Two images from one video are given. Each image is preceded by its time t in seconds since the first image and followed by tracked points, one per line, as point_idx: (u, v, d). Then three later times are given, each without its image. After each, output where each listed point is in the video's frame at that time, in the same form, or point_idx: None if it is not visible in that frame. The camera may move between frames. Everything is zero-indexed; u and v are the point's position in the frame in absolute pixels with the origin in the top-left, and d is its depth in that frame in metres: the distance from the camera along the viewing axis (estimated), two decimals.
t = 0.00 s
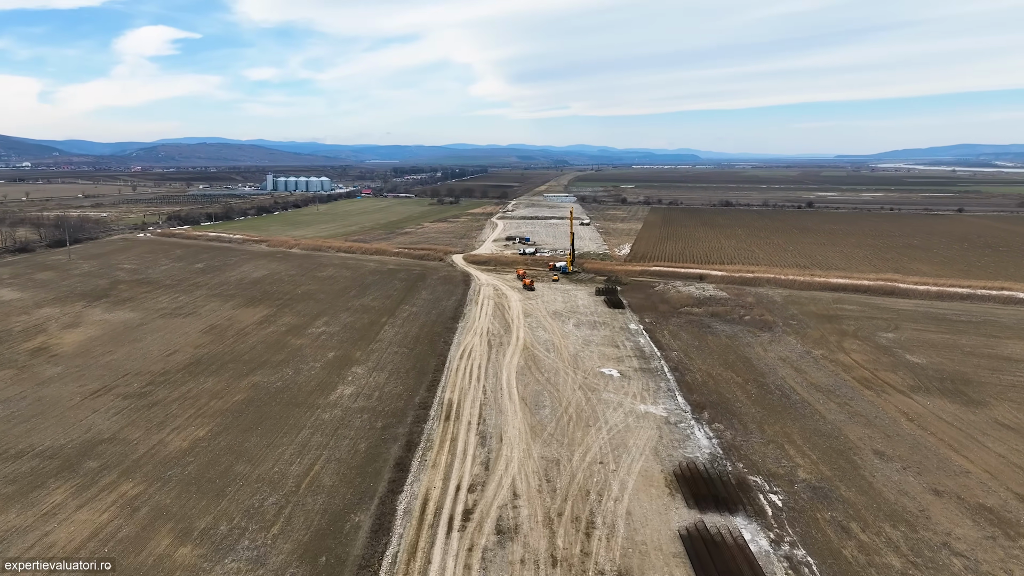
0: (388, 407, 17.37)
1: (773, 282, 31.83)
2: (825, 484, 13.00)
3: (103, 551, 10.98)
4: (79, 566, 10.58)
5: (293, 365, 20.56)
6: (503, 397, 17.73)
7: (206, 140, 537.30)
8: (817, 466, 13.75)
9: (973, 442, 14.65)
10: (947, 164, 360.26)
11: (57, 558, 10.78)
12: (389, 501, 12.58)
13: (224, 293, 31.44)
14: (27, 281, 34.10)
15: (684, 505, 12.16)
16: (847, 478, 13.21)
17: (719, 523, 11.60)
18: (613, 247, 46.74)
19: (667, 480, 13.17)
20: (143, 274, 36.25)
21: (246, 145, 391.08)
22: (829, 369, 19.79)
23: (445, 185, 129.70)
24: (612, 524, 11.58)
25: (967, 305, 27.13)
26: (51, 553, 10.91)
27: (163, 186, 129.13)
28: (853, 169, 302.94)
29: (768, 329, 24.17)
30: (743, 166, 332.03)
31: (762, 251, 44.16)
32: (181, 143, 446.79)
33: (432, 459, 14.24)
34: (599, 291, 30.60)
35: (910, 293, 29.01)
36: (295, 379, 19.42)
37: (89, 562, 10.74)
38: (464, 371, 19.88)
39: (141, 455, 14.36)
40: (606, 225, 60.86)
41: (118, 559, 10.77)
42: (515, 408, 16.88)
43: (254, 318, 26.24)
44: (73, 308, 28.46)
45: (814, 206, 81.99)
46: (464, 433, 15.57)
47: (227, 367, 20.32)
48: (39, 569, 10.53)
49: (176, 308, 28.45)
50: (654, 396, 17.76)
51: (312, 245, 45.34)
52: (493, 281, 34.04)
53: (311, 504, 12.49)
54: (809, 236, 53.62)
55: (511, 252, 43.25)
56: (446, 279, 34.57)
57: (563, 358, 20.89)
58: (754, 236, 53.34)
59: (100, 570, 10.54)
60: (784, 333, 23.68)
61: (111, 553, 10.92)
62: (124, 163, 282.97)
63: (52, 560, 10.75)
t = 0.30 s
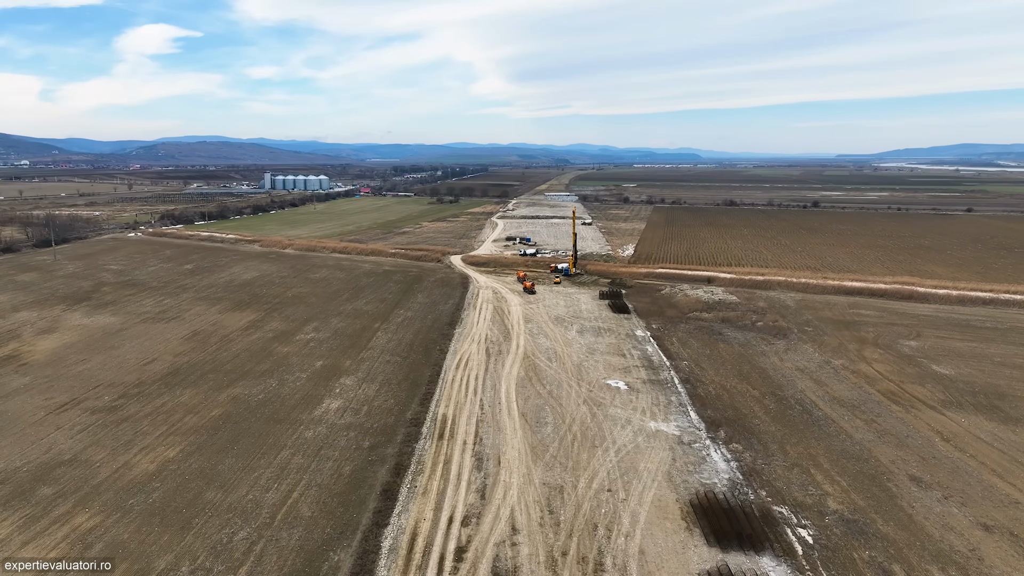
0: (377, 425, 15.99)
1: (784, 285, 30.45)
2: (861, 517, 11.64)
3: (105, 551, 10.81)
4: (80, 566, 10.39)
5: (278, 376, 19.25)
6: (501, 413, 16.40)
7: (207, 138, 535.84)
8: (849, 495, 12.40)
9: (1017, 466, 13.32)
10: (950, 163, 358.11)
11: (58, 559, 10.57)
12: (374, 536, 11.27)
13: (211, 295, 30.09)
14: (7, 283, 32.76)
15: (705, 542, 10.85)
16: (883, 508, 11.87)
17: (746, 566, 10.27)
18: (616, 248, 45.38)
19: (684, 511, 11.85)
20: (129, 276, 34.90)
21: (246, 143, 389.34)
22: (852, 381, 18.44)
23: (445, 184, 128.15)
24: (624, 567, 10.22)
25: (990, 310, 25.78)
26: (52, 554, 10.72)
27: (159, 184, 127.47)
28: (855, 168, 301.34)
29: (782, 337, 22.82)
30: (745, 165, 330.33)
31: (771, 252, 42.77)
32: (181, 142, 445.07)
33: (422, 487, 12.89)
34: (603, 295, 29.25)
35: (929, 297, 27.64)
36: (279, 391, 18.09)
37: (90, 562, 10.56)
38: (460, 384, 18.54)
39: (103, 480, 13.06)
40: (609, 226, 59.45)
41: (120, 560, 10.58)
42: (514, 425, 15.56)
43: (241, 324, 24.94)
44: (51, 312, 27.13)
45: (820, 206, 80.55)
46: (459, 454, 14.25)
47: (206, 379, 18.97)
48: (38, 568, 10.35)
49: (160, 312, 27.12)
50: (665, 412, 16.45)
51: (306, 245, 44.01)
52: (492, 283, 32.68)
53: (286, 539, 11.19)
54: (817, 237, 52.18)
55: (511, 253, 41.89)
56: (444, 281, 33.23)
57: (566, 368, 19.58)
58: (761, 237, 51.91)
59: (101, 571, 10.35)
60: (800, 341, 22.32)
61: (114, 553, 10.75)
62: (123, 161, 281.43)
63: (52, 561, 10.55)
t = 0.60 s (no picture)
0: (362, 451, 14.44)
1: (797, 290, 28.97)
2: (909, 566, 10.20)
3: (104, 551, 10.74)
4: (78, 566, 10.35)
5: (257, 393, 17.76)
6: (499, 437, 14.92)
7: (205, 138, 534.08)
8: (892, 538, 10.95)
9: None
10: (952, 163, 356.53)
11: (59, 559, 10.55)
12: None
13: (195, 301, 28.66)
14: None
15: None
16: (932, 556, 10.42)
17: None
18: (619, 250, 43.86)
19: (706, 557, 10.44)
20: (112, 280, 33.40)
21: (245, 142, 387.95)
22: (879, 399, 17.00)
23: (443, 184, 126.55)
24: None
25: (1018, 318, 24.32)
26: (53, 553, 10.68)
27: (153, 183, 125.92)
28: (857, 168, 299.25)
29: (799, 348, 21.36)
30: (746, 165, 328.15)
31: (779, 255, 41.32)
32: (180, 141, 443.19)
33: (410, 529, 11.43)
34: (607, 301, 27.77)
35: (952, 304, 26.18)
36: (257, 411, 16.62)
37: (88, 562, 10.52)
38: (454, 402, 17.08)
39: (51, 517, 11.61)
40: (611, 227, 57.90)
41: (120, 560, 10.52)
42: (513, 452, 14.10)
43: (224, 332, 23.53)
44: (24, 319, 25.66)
45: (825, 206, 79.00)
46: (451, 486, 12.79)
47: (180, 396, 17.49)
48: (38, 568, 10.32)
49: (139, 320, 25.65)
50: (678, 436, 14.98)
51: (298, 248, 42.54)
52: (490, 288, 31.17)
53: None
54: (826, 238, 50.61)
55: (510, 256, 40.38)
56: (440, 286, 31.76)
57: (569, 383, 18.12)
58: (767, 239, 50.39)
59: (101, 571, 10.29)
60: (818, 353, 20.86)
61: (113, 553, 10.68)
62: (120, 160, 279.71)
63: (52, 561, 10.53)
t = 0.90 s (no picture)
0: (341, 485, 12.95)
1: (809, 296, 27.52)
2: None
3: (103, 551, 10.74)
4: (79, 566, 10.32)
5: (230, 415, 16.29)
6: (492, 467, 13.48)
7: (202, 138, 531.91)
8: None
9: None
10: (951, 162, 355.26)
11: (59, 559, 10.51)
12: None
13: (175, 309, 27.22)
14: None
15: None
16: None
17: None
18: (620, 253, 42.37)
19: None
20: (90, 286, 31.89)
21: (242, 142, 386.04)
22: (908, 419, 15.57)
23: (441, 184, 124.71)
24: None
25: None
26: (54, 552, 10.66)
27: (147, 184, 124.36)
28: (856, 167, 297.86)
29: (816, 361, 19.95)
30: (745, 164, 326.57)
31: (785, 258, 39.89)
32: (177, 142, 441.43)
33: None
34: (608, 308, 26.31)
35: (973, 310, 24.74)
36: (229, 435, 15.18)
37: (89, 562, 10.48)
38: (444, 425, 15.62)
39: None
40: (611, 228, 56.40)
41: (122, 560, 10.52)
42: (509, 485, 12.68)
43: (201, 344, 22.09)
44: None
45: (827, 206, 77.51)
46: (439, 528, 11.35)
47: (146, 417, 16.04)
48: (37, 569, 10.27)
49: (113, 329, 24.17)
50: (691, 465, 13.54)
51: (288, 251, 41.04)
52: (485, 294, 29.71)
53: None
54: (832, 240, 49.09)
55: (507, 259, 38.88)
56: (433, 291, 30.30)
57: (570, 402, 16.68)
58: (772, 240, 48.92)
59: (101, 570, 10.27)
60: (837, 367, 19.42)
61: (114, 552, 10.70)
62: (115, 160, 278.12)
63: (52, 561, 10.48)
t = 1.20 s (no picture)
0: (312, 529, 11.43)
1: (820, 303, 26.06)
2: None
3: (104, 551, 10.77)
4: (79, 566, 10.36)
5: (195, 442, 14.75)
6: (482, 506, 11.97)
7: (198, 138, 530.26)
8: None
9: None
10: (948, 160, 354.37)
11: (58, 559, 10.55)
12: None
13: (150, 318, 25.72)
14: None
15: None
16: None
17: None
18: (619, 256, 40.87)
19: None
20: (64, 294, 30.30)
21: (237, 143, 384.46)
22: (943, 444, 14.10)
23: (437, 184, 123.11)
24: None
25: None
26: (53, 553, 10.68)
27: (141, 185, 123.34)
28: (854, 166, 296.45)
29: (834, 376, 18.48)
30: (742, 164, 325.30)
31: (791, 261, 38.47)
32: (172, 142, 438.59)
33: None
34: (609, 317, 24.80)
35: (997, 318, 23.29)
36: (191, 466, 13.66)
37: (89, 562, 10.53)
38: (431, 454, 14.10)
39: None
40: (609, 229, 54.90)
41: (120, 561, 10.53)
42: (501, 530, 11.17)
43: (173, 358, 20.60)
44: None
45: (829, 205, 76.09)
46: None
47: (102, 444, 14.51)
48: (38, 569, 10.32)
49: (80, 342, 22.61)
50: (706, 502, 12.03)
51: (275, 255, 39.48)
52: (479, 302, 28.20)
53: None
54: (838, 241, 47.58)
55: (503, 263, 37.36)
56: (424, 298, 28.83)
57: (570, 426, 15.18)
58: (776, 242, 47.45)
59: (99, 571, 10.30)
60: (858, 383, 17.96)
61: (113, 553, 10.70)
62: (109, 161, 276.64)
63: (53, 561, 10.52)
